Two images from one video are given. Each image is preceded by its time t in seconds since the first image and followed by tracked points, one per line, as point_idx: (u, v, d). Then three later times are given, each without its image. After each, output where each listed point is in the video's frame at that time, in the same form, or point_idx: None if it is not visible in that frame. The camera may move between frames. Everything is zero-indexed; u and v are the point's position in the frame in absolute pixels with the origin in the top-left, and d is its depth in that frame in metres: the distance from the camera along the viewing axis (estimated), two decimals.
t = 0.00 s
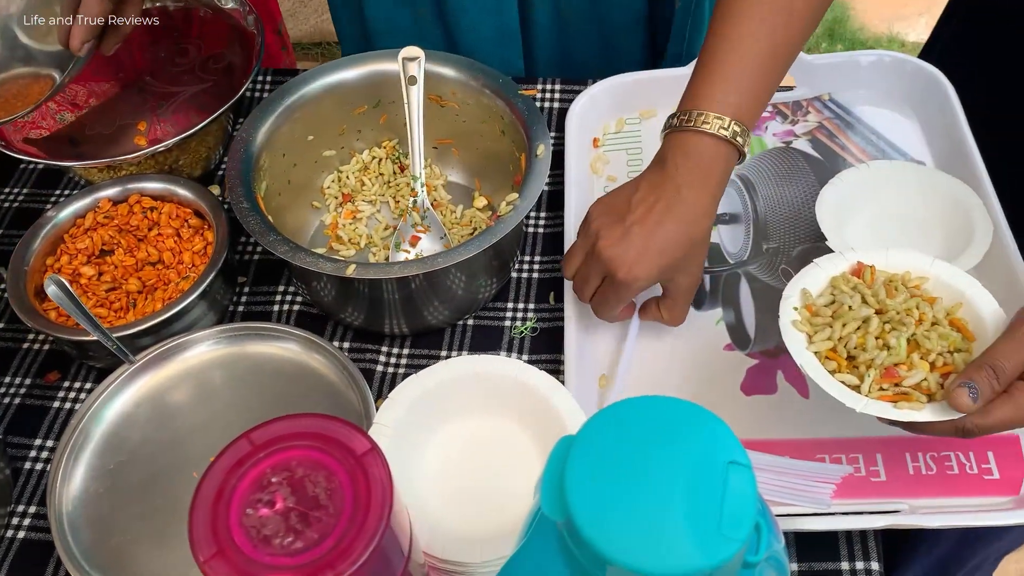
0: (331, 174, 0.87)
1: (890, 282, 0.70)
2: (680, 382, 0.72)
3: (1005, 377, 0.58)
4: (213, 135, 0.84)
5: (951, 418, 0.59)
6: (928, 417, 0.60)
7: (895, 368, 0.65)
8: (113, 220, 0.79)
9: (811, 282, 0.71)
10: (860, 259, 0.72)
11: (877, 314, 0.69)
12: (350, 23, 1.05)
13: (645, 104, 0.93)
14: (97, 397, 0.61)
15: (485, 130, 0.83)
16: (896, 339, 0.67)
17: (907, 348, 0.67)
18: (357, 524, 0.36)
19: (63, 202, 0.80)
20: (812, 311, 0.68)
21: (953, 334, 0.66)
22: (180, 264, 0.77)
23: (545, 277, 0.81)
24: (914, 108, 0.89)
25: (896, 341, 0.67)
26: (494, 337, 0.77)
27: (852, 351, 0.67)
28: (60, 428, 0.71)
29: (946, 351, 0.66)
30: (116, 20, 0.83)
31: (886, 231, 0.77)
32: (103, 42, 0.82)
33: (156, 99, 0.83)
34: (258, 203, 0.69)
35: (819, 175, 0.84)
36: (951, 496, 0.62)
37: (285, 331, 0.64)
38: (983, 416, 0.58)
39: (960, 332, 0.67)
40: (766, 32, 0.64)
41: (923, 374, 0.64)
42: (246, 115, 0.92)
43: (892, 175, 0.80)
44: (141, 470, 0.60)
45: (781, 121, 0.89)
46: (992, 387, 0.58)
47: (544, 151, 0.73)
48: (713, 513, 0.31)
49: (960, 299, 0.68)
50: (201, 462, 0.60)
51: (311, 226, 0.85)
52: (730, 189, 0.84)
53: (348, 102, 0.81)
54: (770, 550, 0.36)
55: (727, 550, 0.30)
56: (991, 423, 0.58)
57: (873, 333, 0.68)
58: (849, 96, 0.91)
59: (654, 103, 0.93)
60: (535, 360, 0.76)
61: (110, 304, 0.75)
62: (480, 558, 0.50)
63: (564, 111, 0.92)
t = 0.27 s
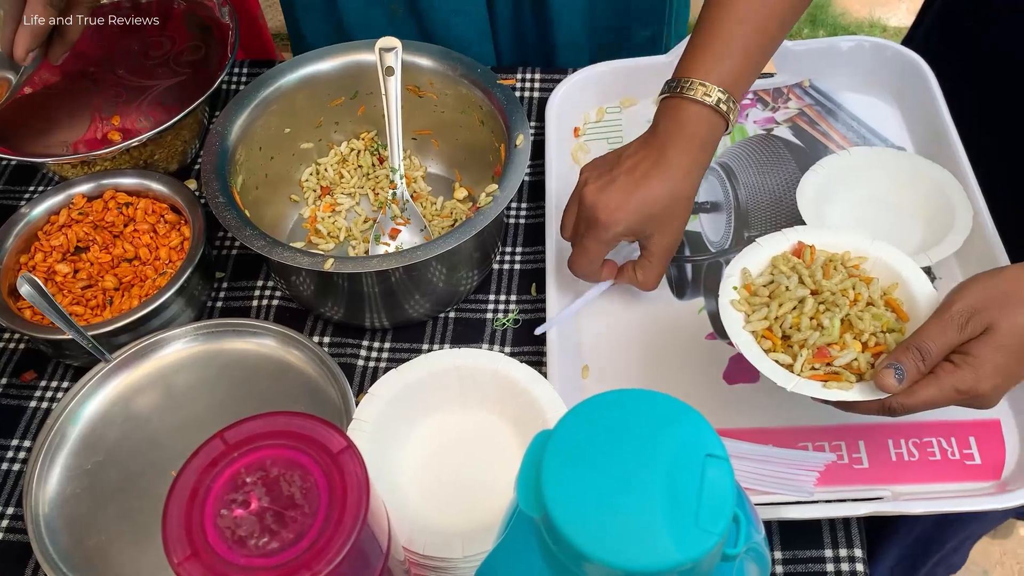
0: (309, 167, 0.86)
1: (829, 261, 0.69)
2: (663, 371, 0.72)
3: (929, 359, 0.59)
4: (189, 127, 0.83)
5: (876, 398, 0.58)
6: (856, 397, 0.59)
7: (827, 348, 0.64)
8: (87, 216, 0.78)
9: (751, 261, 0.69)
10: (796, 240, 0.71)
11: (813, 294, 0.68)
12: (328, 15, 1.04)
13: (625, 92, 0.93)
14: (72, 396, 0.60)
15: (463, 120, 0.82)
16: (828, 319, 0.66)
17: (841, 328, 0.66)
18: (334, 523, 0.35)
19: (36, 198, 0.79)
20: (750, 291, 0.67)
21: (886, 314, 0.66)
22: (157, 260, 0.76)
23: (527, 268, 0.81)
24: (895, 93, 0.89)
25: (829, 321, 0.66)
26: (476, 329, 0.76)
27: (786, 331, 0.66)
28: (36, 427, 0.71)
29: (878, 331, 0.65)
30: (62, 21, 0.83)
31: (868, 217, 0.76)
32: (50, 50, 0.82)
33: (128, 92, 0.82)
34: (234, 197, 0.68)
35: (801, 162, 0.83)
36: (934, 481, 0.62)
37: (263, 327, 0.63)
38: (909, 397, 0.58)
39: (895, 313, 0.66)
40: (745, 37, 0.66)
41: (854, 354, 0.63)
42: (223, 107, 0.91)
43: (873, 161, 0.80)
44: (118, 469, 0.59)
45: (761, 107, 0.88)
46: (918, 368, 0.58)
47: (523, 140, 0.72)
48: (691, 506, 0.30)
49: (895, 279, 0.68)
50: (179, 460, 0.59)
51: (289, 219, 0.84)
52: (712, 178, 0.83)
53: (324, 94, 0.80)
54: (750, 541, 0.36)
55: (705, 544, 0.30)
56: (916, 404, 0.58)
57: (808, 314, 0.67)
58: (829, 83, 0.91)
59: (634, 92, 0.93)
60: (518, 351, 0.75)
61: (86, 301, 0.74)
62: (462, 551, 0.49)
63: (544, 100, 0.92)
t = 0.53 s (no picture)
0: (301, 163, 0.86)
1: (783, 247, 0.70)
2: (655, 365, 0.72)
3: (871, 347, 0.59)
4: (180, 124, 0.83)
5: (818, 384, 0.60)
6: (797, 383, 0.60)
7: (772, 334, 0.65)
8: (78, 214, 0.77)
9: (705, 245, 0.70)
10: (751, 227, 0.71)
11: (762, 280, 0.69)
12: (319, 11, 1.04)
13: (616, 87, 0.93)
14: (65, 395, 0.60)
15: (454, 116, 0.82)
16: (775, 306, 0.67)
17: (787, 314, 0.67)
18: (329, 521, 0.36)
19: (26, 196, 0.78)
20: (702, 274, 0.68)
21: (834, 302, 0.66)
22: (149, 257, 0.76)
23: (519, 263, 0.81)
24: (885, 87, 0.90)
25: (776, 307, 0.66)
26: (469, 324, 0.76)
27: (733, 315, 0.66)
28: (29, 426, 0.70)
29: (824, 318, 0.66)
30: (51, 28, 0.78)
31: (859, 210, 0.77)
32: (34, 61, 0.78)
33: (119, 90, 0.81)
34: (226, 194, 0.68)
35: (792, 156, 0.83)
36: (925, 473, 0.63)
37: (256, 324, 0.63)
38: (849, 384, 0.59)
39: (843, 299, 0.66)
40: None
41: (798, 341, 0.64)
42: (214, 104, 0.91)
43: (863, 155, 0.80)
44: (112, 468, 0.59)
45: (753, 102, 0.88)
46: (859, 356, 0.59)
47: (515, 136, 0.72)
48: (685, 500, 0.31)
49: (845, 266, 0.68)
50: (173, 458, 0.59)
51: (282, 216, 0.84)
52: (704, 173, 0.83)
53: (316, 90, 0.80)
54: (743, 537, 0.36)
55: (699, 539, 0.30)
56: (857, 391, 0.59)
57: (755, 299, 0.67)
58: (819, 77, 0.91)
59: (626, 87, 0.93)
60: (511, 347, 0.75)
61: (78, 299, 0.74)
62: (458, 546, 0.49)
63: (536, 95, 0.92)
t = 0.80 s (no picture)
0: (301, 164, 0.86)
1: (765, 210, 0.70)
2: (654, 366, 0.72)
3: (844, 314, 0.59)
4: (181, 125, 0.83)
5: (785, 347, 0.60)
6: (764, 343, 0.60)
7: (743, 294, 0.65)
8: (78, 215, 0.77)
9: (685, 201, 0.72)
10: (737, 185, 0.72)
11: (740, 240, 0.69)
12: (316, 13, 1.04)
13: (615, 89, 0.93)
14: (67, 397, 0.60)
15: (454, 117, 0.82)
16: (750, 264, 0.67)
17: (762, 276, 0.67)
18: (333, 523, 0.36)
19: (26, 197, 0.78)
20: (679, 229, 0.69)
21: (812, 267, 0.66)
22: (150, 258, 0.76)
23: (519, 264, 0.81)
24: (884, 88, 0.90)
25: (750, 267, 0.66)
26: (469, 325, 0.77)
27: (706, 272, 0.67)
28: (30, 427, 0.70)
29: (802, 283, 0.66)
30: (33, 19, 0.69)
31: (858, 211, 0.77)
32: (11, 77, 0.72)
33: (118, 91, 0.82)
34: (227, 196, 0.68)
35: (792, 156, 0.83)
36: (924, 474, 0.63)
37: (256, 325, 0.63)
38: (820, 350, 0.59)
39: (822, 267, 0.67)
40: None
41: (769, 303, 0.63)
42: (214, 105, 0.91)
43: (864, 155, 0.80)
44: (114, 468, 0.59)
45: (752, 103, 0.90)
46: (831, 322, 0.59)
47: (516, 137, 0.72)
48: (687, 503, 0.31)
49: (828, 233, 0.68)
50: (174, 459, 0.59)
51: (281, 217, 0.84)
52: (703, 174, 0.84)
53: (316, 91, 0.80)
54: (744, 539, 0.36)
55: (700, 542, 0.30)
56: (826, 357, 0.59)
57: (730, 257, 0.67)
58: (818, 78, 0.91)
59: (625, 87, 0.93)
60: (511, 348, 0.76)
61: (79, 300, 0.74)
62: (459, 547, 0.49)
63: (536, 96, 0.92)
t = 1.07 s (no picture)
0: (302, 167, 0.86)
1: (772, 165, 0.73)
2: (655, 368, 0.72)
3: (852, 265, 0.59)
4: (182, 129, 0.83)
5: (789, 298, 0.61)
6: (770, 293, 0.62)
7: (747, 244, 0.67)
8: (80, 219, 0.78)
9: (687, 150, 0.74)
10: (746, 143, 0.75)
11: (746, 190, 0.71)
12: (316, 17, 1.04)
13: (615, 91, 0.93)
14: (69, 402, 0.60)
15: (455, 120, 0.82)
16: (756, 215, 0.69)
17: (769, 226, 0.69)
18: (335, 528, 0.36)
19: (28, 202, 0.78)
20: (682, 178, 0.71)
21: (821, 217, 0.68)
22: (151, 262, 0.76)
23: (520, 266, 0.81)
24: (883, 89, 0.90)
25: (756, 216, 0.69)
26: (471, 328, 0.77)
27: (710, 222, 0.69)
28: (32, 431, 0.70)
29: (809, 235, 0.67)
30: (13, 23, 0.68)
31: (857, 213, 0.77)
32: None
33: (120, 95, 0.82)
34: (228, 200, 0.69)
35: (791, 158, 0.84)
36: (926, 476, 0.63)
37: (257, 329, 0.63)
38: (827, 302, 0.60)
39: (830, 218, 0.68)
40: None
41: (775, 254, 0.65)
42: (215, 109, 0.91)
43: (862, 157, 0.80)
44: (116, 472, 0.59)
45: (752, 105, 0.90)
46: (839, 274, 0.59)
47: (517, 141, 0.72)
48: (689, 506, 0.31)
49: (835, 185, 0.71)
50: (177, 463, 0.59)
51: (282, 220, 0.84)
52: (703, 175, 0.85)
53: (316, 95, 0.80)
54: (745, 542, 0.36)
55: (702, 545, 0.31)
56: (833, 309, 0.60)
57: (734, 206, 0.69)
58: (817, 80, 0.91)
59: (625, 90, 0.93)
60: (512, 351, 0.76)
61: (81, 305, 0.75)
62: (461, 550, 0.50)
63: (536, 100, 0.92)
